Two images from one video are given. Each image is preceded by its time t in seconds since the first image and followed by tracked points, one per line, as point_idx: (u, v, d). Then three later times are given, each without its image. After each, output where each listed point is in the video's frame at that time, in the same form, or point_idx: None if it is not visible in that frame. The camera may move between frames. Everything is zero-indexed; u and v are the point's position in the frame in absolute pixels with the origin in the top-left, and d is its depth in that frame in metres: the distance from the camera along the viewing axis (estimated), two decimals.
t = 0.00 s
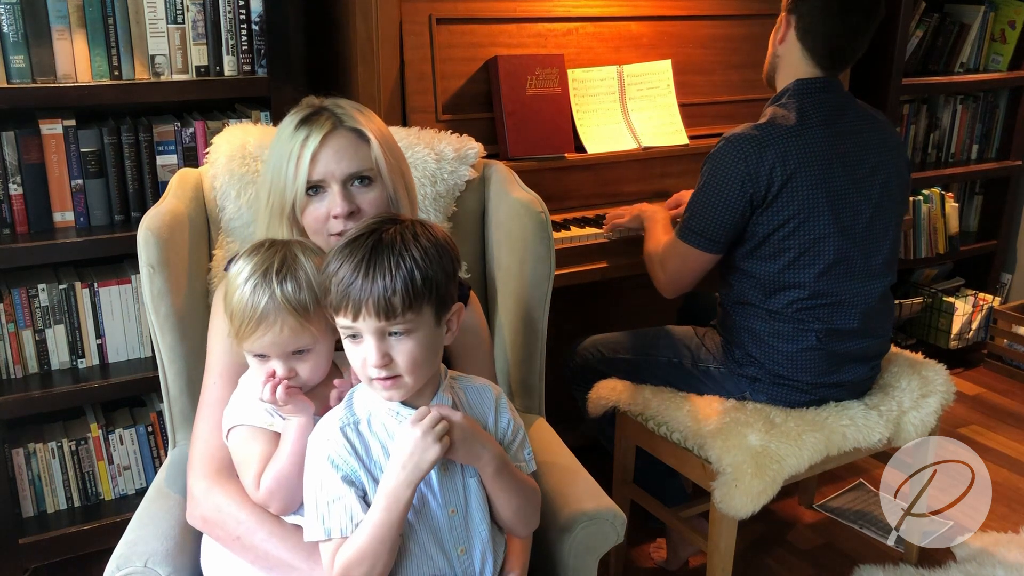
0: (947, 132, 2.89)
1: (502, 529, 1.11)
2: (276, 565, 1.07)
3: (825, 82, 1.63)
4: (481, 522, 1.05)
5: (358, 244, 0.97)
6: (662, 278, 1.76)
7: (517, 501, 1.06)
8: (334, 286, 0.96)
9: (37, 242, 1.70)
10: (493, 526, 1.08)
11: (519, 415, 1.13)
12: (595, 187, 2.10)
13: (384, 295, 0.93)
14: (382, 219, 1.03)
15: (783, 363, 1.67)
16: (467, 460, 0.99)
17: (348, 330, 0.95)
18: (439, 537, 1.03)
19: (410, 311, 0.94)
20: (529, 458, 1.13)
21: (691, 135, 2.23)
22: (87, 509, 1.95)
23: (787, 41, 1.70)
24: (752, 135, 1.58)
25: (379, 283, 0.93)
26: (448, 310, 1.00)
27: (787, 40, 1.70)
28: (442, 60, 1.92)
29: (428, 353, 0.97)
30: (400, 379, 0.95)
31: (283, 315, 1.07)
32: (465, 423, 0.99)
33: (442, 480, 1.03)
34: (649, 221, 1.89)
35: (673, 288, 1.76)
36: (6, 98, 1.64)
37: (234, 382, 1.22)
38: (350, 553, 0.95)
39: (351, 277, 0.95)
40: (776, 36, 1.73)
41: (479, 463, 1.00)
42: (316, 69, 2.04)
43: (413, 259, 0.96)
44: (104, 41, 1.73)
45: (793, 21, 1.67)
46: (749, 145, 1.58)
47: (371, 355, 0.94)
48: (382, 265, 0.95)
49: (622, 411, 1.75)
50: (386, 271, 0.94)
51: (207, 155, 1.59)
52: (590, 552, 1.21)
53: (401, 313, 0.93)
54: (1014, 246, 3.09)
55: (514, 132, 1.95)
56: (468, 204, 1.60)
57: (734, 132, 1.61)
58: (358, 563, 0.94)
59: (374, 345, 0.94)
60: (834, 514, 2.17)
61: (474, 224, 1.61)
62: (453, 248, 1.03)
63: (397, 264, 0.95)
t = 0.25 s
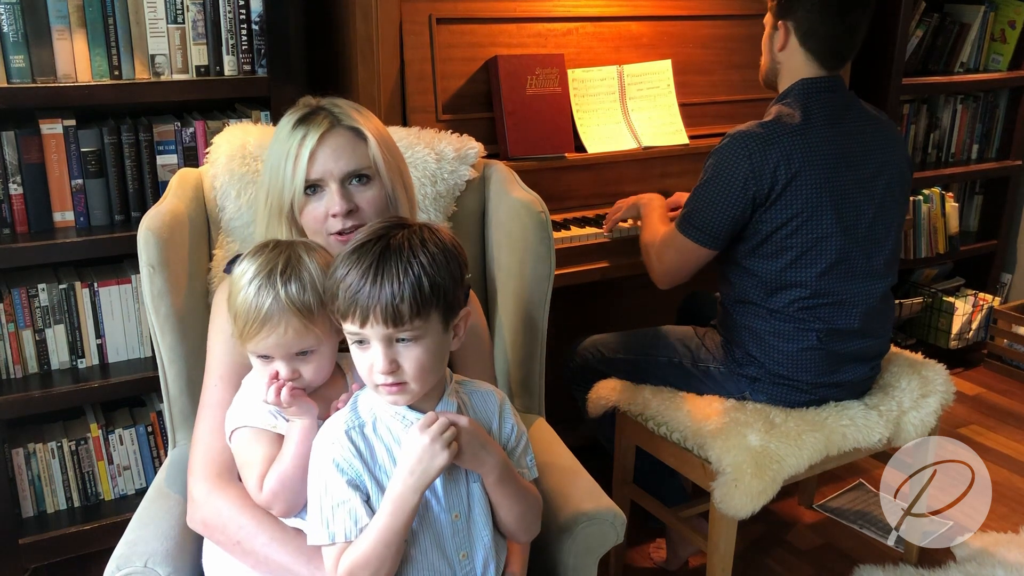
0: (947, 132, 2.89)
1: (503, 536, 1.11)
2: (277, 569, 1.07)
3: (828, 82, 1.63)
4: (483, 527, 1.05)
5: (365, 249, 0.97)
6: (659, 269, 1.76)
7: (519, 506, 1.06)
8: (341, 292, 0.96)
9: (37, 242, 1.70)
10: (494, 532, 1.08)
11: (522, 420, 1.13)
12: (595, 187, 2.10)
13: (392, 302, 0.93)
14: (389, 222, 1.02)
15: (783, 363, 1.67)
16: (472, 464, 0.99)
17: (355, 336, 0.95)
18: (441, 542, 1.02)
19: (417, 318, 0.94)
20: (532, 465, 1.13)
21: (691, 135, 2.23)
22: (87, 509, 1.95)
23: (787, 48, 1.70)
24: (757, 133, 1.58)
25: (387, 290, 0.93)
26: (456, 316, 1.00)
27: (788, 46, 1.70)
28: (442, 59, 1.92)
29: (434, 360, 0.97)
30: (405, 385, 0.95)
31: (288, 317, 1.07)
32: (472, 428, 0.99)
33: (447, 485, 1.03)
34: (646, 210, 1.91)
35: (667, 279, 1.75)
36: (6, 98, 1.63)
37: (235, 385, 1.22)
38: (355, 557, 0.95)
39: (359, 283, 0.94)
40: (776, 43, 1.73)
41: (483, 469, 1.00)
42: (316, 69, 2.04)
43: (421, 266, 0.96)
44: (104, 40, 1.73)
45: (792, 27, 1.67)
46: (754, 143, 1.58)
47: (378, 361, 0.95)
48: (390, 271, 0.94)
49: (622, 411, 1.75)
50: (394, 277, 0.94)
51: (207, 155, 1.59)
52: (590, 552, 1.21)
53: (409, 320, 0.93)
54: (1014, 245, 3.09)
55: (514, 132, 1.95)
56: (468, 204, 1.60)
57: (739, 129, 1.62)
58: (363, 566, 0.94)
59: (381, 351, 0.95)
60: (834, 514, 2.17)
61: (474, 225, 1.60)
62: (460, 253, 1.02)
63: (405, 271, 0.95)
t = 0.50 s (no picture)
0: (947, 132, 2.89)
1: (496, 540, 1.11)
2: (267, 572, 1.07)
3: (829, 81, 1.63)
4: (480, 530, 1.05)
5: (377, 247, 0.96)
6: (668, 275, 1.76)
7: (517, 511, 1.06)
8: (354, 290, 0.96)
9: (37, 242, 1.70)
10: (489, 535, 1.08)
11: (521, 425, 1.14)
12: (595, 187, 2.10)
13: (407, 299, 0.93)
14: (396, 219, 1.02)
15: (784, 363, 1.67)
16: (477, 467, 1.00)
17: (368, 334, 0.95)
18: (438, 543, 1.02)
19: (431, 314, 0.94)
20: (529, 469, 1.13)
21: (691, 135, 2.23)
22: (87, 509, 1.95)
23: (786, 51, 1.70)
24: (759, 133, 1.59)
25: (401, 288, 0.93)
26: (466, 312, 1.01)
27: (786, 49, 1.70)
28: (442, 59, 1.92)
29: (446, 357, 0.97)
30: (418, 382, 0.95)
31: (284, 320, 1.07)
32: (478, 432, 0.99)
33: (448, 487, 1.03)
34: (652, 223, 1.91)
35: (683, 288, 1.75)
36: (6, 98, 1.64)
37: (228, 387, 1.22)
38: (352, 558, 0.95)
39: (372, 281, 0.94)
40: (774, 45, 1.73)
41: (487, 472, 1.01)
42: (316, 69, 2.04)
43: (434, 262, 0.96)
44: (104, 40, 1.73)
45: (789, 30, 1.67)
46: (756, 143, 1.58)
47: (391, 359, 0.94)
48: (404, 268, 0.95)
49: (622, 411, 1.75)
50: (408, 274, 0.94)
51: (207, 154, 1.59)
52: (590, 552, 1.21)
53: (423, 317, 0.94)
54: (1014, 245, 3.09)
55: (514, 132, 1.95)
56: (468, 204, 1.60)
57: (741, 129, 1.62)
58: (360, 567, 0.94)
59: (395, 349, 0.94)
60: (834, 514, 2.17)
61: (473, 225, 1.60)
62: (468, 248, 1.03)
63: (419, 267, 0.95)
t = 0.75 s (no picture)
0: (947, 132, 2.89)
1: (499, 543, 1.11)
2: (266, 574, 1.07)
3: (830, 82, 1.63)
4: (480, 530, 1.05)
5: (393, 248, 0.96)
6: (672, 278, 1.76)
7: (517, 514, 1.06)
8: (367, 292, 0.95)
9: (37, 242, 1.70)
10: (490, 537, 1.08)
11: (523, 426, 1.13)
12: (595, 187, 2.10)
13: (421, 303, 0.93)
14: (409, 219, 1.02)
15: (784, 363, 1.67)
16: (475, 470, 0.99)
17: (378, 335, 0.95)
18: (436, 543, 1.02)
19: (444, 319, 0.95)
20: (529, 472, 1.12)
21: (691, 135, 2.23)
22: (87, 509, 1.95)
23: (784, 52, 1.71)
24: (760, 133, 1.59)
25: (417, 292, 0.93)
26: (475, 318, 1.01)
27: (784, 50, 1.70)
28: (442, 60, 1.92)
29: (454, 361, 0.97)
30: (426, 386, 0.95)
31: (280, 324, 1.07)
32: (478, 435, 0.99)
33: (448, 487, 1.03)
34: (656, 230, 1.92)
35: (687, 289, 1.75)
36: (6, 98, 1.64)
37: (226, 390, 1.22)
38: (345, 557, 0.95)
39: (387, 283, 0.94)
40: (773, 47, 1.73)
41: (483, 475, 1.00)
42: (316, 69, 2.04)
43: (449, 267, 0.96)
44: (104, 40, 1.73)
45: (786, 31, 1.68)
46: (756, 143, 1.58)
47: (400, 361, 0.94)
48: (419, 272, 0.95)
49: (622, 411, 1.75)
50: (424, 279, 0.94)
51: (207, 154, 1.59)
52: (590, 552, 1.21)
53: (436, 321, 0.94)
54: (1014, 245, 3.09)
55: (514, 132, 1.95)
56: (468, 203, 1.60)
57: (742, 129, 1.62)
58: (352, 566, 0.95)
59: (405, 351, 0.94)
60: (834, 514, 2.17)
61: (473, 225, 1.60)
62: (480, 253, 1.03)
63: (434, 272, 0.95)
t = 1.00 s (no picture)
0: (947, 132, 2.89)
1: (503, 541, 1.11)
2: None
3: (831, 82, 1.64)
4: (484, 527, 1.05)
5: (386, 248, 0.96)
6: (668, 269, 1.77)
7: (520, 509, 1.06)
8: (361, 292, 0.95)
9: (37, 242, 1.70)
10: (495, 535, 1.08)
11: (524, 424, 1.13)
12: (595, 187, 2.10)
13: (415, 302, 0.93)
14: (403, 219, 1.02)
15: (784, 363, 1.67)
16: (476, 468, 0.99)
17: (373, 335, 0.95)
18: (441, 540, 1.02)
19: (438, 318, 0.94)
20: (534, 468, 1.13)
21: (691, 135, 2.23)
22: (87, 509, 1.95)
23: (787, 51, 1.70)
24: (761, 132, 1.58)
25: (410, 290, 0.93)
26: (470, 316, 1.01)
27: (787, 49, 1.70)
28: (442, 60, 1.92)
29: (450, 359, 0.97)
30: (422, 384, 0.95)
31: (282, 323, 1.07)
32: (480, 432, 0.99)
33: (450, 484, 1.03)
34: (656, 221, 1.92)
35: (684, 282, 1.75)
36: (6, 98, 1.64)
37: (229, 391, 1.22)
38: (343, 558, 0.95)
39: (380, 282, 0.94)
40: (775, 47, 1.73)
41: (485, 472, 1.00)
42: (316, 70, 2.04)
43: (442, 265, 0.96)
44: (104, 40, 1.73)
45: (789, 30, 1.68)
46: (757, 143, 1.58)
47: (396, 360, 0.94)
48: (412, 271, 0.94)
49: (622, 411, 1.75)
50: (417, 277, 0.94)
51: (208, 154, 1.59)
52: (590, 552, 1.21)
53: (431, 320, 0.94)
54: (1014, 245, 3.09)
55: (514, 132, 1.95)
56: (468, 203, 1.60)
57: (743, 129, 1.61)
58: (352, 568, 0.95)
59: (401, 350, 0.94)
60: (834, 514, 2.17)
61: (474, 225, 1.60)
62: (474, 251, 1.03)
63: (427, 271, 0.95)
